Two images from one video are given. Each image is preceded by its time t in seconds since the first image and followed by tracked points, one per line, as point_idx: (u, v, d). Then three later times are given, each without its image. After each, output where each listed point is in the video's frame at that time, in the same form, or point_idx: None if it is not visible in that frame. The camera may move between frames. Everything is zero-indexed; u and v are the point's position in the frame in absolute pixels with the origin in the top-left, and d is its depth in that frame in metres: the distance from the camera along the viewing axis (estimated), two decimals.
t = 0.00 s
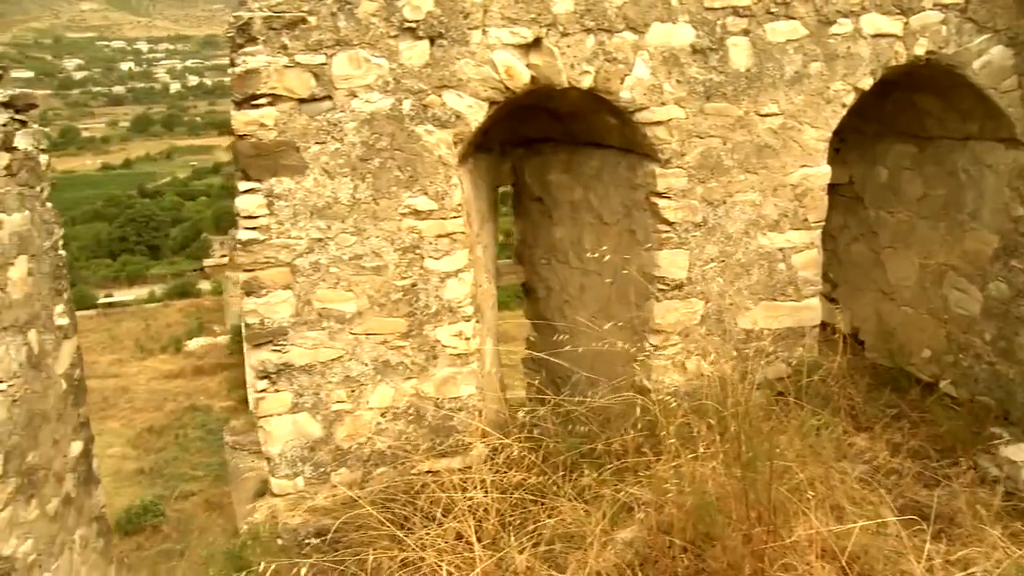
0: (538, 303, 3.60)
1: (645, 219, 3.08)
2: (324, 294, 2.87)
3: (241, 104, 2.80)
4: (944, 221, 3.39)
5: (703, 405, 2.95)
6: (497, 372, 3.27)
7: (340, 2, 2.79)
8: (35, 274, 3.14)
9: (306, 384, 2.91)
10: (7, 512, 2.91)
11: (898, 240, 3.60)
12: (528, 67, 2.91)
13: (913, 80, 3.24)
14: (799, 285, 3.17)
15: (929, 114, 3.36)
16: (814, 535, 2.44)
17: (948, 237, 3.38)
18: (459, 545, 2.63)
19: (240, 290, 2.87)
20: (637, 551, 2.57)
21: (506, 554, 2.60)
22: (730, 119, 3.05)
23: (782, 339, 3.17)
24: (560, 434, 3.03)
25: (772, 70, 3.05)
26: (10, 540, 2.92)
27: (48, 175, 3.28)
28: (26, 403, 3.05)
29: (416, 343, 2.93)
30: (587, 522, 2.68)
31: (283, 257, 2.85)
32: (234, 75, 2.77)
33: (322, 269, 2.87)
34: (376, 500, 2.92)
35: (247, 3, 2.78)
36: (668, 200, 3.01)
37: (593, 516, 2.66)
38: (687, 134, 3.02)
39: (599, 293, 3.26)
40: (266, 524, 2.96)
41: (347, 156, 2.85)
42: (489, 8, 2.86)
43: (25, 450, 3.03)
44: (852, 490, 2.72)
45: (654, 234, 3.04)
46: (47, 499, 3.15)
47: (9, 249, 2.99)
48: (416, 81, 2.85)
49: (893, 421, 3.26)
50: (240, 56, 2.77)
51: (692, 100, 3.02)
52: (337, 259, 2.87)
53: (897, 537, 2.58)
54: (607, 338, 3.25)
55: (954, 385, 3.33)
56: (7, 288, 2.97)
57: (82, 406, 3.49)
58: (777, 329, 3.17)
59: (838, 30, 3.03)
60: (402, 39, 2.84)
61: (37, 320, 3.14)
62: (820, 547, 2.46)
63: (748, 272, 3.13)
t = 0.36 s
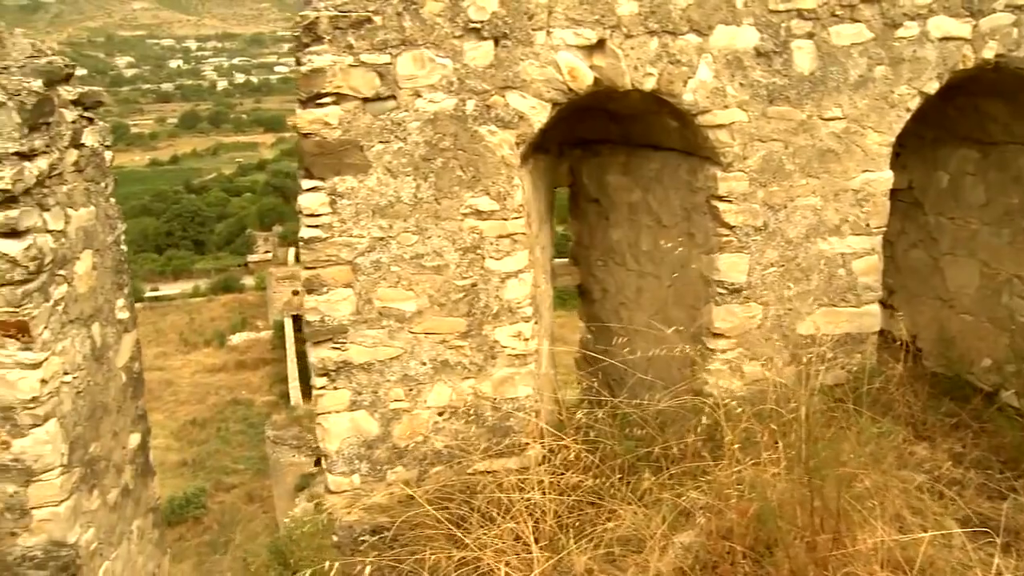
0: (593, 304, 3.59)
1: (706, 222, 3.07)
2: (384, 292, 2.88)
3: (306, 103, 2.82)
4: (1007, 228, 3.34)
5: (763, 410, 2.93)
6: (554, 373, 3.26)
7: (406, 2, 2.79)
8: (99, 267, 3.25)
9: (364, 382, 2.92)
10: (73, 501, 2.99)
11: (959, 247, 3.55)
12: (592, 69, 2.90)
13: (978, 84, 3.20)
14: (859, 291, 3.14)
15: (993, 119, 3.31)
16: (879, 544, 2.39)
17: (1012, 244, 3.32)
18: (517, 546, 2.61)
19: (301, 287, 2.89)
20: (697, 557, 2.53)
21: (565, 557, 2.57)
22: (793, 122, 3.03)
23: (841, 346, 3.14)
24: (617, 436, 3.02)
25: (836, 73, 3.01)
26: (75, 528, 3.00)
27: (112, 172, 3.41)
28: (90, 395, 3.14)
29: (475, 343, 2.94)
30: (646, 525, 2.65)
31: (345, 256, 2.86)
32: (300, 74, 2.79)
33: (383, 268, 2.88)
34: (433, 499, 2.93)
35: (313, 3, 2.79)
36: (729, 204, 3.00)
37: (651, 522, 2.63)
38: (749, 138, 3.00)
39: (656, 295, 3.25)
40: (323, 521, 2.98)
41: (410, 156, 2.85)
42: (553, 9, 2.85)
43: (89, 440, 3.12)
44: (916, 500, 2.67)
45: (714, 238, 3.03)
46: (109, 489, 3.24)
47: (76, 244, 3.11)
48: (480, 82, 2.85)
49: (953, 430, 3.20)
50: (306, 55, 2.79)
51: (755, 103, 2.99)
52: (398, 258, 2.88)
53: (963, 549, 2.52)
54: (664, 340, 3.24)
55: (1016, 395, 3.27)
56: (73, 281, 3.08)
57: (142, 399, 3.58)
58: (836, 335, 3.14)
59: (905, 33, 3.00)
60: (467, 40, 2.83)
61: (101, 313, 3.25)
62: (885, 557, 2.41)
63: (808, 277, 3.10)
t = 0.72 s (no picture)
0: (647, 309, 3.57)
1: (766, 229, 3.05)
2: (444, 295, 2.89)
3: (369, 105, 2.82)
4: None
5: (822, 420, 2.91)
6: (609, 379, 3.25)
7: (471, 6, 2.79)
8: (159, 265, 3.29)
9: (422, 385, 2.92)
10: (132, 495, 3.03)
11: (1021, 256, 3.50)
12: (655, 74, 2.89)
13: None
14: (920, 300, 3.10)
15: None
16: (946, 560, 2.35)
17: None
18: (575, 552, 2.57)
19: (361, 289, 2.89)
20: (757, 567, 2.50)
21: (622, 563, 2.52)
22: (856, 129, 2.99)
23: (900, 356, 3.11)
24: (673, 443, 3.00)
25: (901, 80, 2.98)
26: (134, 522, 3.04)
27: (172, 171, 3.43)
28: (149, 391, 3.18)
29: (533, 347, 2.94)
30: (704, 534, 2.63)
31: (405, 258, 2.86)
32: (364, 77, 2.79)
33: (443, 271, 2.88)
34: (488, 502, 2.93)
35: (377, 5, 2.79)
36: (790, 211, 2.98)
37: (710, 530, 2.61)
38: (812, 144, 2.97)
39: (713, 301, 3.24)
40: (378, 521, 2.99)
41: (472, 159, 2.85)
42: (617, 13, 2.84)
43: (147, 436, 3.16)
44: (981, 515, 2.63)
45: (775, 245, 3.01)
46: (165, 485, 3.28)
47: (138, 242, 3.15)
48: (543, 86, 2.85)
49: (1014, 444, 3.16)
50: (370, 57, 2.78)
51: (819, 109, 2.97)
52: (459, 261, 2.88)
53: None
54: (722, 347, 3.22)
55: None
56: (135, 279, 3.12)
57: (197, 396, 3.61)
58: (895, 345, 3.11)
59: (974, 38, 2.97)
60: (531, 43, 2.83)
61: (161, 310, 3.29)
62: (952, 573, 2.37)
63: (868, 286, 3.06)
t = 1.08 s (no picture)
0: (700, 318, 3.55)
1: (826, 239, 3.02)
2: (502, 302, 2.88)
3: (431, 111, 2.80)
4: None
5: (882, 435, 2.87)
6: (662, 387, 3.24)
7: (534, 12, 2.77)
8: (216, 267, 3.31)
9: (478, 391, 2.91)
10: (188, 495, 3.04)
11: None
12: (717, 83, 2.86)
13: None
14: (982, 314, 3.06)
15: None
16: None
17: None
18: (631, 562, 2.54)
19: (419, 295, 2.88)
20: None
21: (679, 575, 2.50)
22: (920, 140, 2.95)
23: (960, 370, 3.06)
24: (728, 455, 2.98)
25: (968, 89, 2.93)
26: (189, 521, 3.06)
27: (229, 174, 3.45)
28: (204, 392, 3.20)
29: (590, 356, 2.93)
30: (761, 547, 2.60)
31: (464, 264, 2.86)
32: (426, 83, 2.77)
33: (502, 278, 2.87)
34: (543, 509, 2.93)
35: (439, 11, 2.78)
36: (850, 222, 2.94)
37: (766, 542, 2.58)
38: (874, 155, 2.93)
39: (769, 311, 3.21)
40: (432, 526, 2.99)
41: (533, 166, 2.84)
42: (680, 21, 2.82)
43: (202, 437, 3.18)
44: None
45: (834, 256, 2.98)
46: (219, 484, 3.30)
47: (197, 244, 3.17)
48: (605, 93, 2.83)
49: None
50: (432, 63, 2.77)
51: (882, 119, 2.92)
52: (518, 268, 2.87)
53: None
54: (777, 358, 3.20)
55: None
56: (193, 281, 3.14)
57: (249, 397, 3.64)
58: (955, 359, 3.07)
59: None
60: (593, 51, 2.81)
61: (217, 312, 3.31)
62: None
63: (929, 299, 3.02)
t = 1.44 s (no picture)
0: (748, 328, 3.53)
1: (879, 252, 2.98)
2: (553, 311, 2.87)
3: (484, 120, 2.80)
4: None
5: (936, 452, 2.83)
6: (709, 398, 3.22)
7: (589, 21, 2.76)
8: (265, 271, 3.32)
9: (527, 400, 2.91)
10: (235, 498, 3.05)
11: None
12: (772, 93, 2.83)
13: None
14: None
15: None
16: None
17: None
18: None
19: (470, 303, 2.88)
20: None
21: None
22: (979, 152, 2.90)
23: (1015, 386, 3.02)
24: (778, 468, 2.94)
25: None
26: (236, 524, 3.06)
27: (278, 179, 3.47)
28: (252, 395, 3.21)
29: (640, 366, 2.92)
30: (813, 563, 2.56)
31: (515, 273, 2.85)
32: (480, 91, 2.77)
33: (553, 287, 2.86)
34: (590, 519, 2.92)
35: (493, 19, 2.76)
36: (905, 235, 2.91)
37: (820, 557, 2.53)
38: (931, 167, 2.89)
39: (819, 323, 3.19)
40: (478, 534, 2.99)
41: (586, 176, 2.83)
42: (737, 31, 2.79)
43: (250, 440, 3.19)
44: None
45: (888, 269, 2.95)
46: (264, 487, 3.32)
47: (247, 248, 3.18)
48: (659, 103, 2.81)
49: None
50: (487, 72, 2.76)
51: (940, 131, 2.88)
52: (569, 277, 2.86)
53: None
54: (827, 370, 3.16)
55: None
56: (244, 284, 3.15)
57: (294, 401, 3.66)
58: (1010, 374, 3.03)
59: None
60: (648, 60, 2.79)
61: (265, 316, 3.33)
62: None
63: (985, 313, 2.98)
